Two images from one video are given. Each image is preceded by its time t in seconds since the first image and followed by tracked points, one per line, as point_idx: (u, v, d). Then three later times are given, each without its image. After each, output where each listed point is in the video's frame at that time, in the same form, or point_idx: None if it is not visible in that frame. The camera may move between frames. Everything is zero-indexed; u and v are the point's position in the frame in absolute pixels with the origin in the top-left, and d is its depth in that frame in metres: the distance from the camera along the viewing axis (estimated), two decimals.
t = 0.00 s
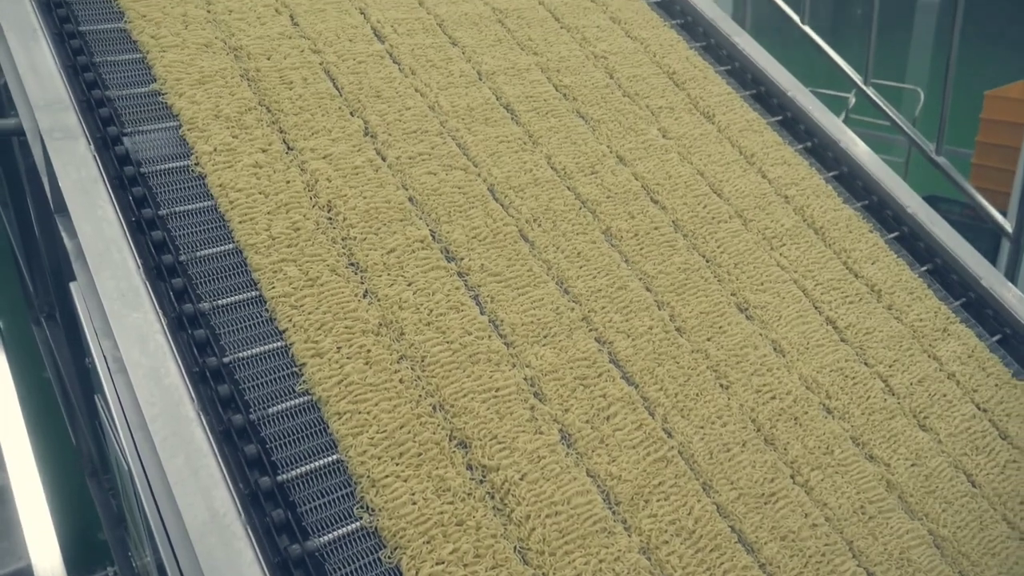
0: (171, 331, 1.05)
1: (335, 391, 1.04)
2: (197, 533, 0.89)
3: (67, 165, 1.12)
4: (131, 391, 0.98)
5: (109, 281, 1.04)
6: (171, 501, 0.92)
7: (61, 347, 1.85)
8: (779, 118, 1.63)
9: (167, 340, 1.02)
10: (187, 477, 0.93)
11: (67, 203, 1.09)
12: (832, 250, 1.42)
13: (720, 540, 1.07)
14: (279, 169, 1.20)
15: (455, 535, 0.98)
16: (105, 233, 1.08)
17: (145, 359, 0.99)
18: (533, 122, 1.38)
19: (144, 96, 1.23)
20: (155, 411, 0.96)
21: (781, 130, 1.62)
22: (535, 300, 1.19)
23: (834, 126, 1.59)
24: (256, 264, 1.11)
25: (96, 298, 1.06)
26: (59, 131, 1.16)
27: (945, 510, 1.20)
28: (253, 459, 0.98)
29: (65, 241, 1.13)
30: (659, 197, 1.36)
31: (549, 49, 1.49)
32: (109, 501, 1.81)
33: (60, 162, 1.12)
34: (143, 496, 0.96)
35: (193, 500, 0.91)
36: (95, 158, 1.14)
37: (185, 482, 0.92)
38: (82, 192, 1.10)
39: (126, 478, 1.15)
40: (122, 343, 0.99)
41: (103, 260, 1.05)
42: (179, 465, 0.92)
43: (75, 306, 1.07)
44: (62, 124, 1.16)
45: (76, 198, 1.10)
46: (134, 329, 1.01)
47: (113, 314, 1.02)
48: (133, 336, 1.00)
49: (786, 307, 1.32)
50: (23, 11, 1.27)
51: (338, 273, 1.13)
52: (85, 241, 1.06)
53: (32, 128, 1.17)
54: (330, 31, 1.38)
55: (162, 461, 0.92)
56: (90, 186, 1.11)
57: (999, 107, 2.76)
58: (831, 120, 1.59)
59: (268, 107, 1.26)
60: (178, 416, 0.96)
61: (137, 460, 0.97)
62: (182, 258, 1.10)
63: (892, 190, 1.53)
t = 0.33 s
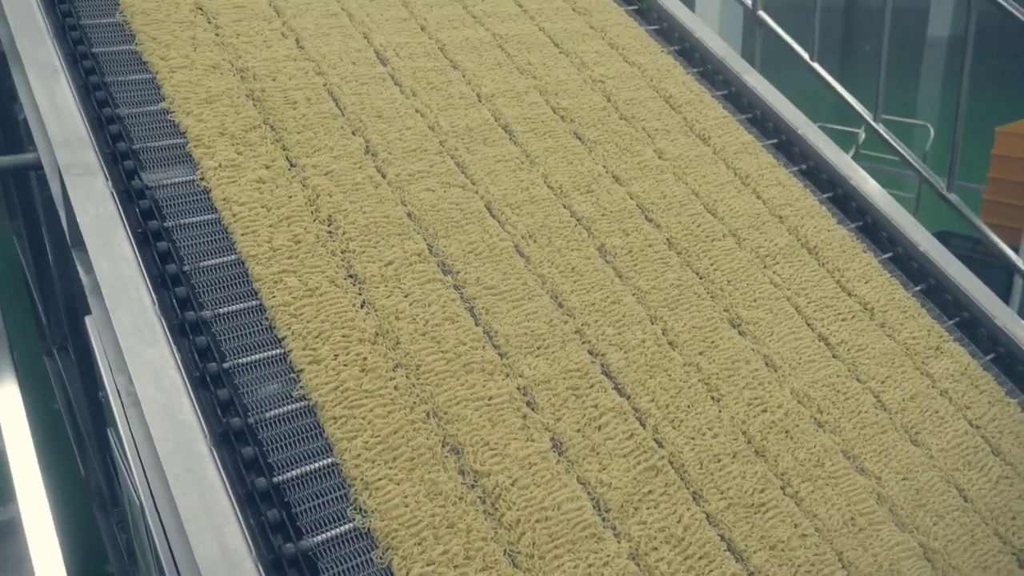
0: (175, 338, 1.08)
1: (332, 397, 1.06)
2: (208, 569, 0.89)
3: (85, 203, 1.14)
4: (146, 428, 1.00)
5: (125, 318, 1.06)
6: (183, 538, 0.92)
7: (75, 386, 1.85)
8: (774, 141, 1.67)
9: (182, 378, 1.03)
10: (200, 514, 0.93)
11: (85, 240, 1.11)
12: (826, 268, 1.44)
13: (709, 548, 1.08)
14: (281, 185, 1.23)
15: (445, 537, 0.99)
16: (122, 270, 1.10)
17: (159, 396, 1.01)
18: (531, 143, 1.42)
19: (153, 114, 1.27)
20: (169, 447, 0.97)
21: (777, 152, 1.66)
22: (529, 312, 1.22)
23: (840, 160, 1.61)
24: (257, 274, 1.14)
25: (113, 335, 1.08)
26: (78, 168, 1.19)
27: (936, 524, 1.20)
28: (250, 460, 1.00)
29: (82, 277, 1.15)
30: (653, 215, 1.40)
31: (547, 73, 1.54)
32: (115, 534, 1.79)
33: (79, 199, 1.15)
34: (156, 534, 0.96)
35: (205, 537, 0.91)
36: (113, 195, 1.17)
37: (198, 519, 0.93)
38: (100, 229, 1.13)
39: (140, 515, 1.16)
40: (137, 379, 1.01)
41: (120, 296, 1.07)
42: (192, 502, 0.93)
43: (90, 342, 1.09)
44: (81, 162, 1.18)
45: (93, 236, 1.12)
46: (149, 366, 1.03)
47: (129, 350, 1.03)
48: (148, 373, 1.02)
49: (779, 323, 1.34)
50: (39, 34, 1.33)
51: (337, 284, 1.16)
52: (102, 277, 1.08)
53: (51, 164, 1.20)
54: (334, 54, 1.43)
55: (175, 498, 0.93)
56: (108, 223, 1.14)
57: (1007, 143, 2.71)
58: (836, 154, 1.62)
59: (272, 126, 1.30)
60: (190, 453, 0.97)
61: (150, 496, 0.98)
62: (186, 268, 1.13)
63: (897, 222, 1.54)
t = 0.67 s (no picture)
0: (181, 341, 1.11)
1: (333, 398, 1.09)
2: None
3: (106, 233, 1.16)
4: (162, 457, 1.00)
5: (143, 346, 1.07)
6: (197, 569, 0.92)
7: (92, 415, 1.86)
8: (775, 160, 1.70)
9: (199, 408, 1.04)
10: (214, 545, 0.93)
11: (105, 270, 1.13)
12: (824, 284, 1.47)
13: (702, 552, 1.09)
14: (288, 197, 1.27)
15: (441, 536, 1.01)
16: (141, 299, 1.11)
17: (176, 425, 1.01)
18: (532, 159, 1.46)
19: (165, 128, 1.31)
20: (185, 477, 0.98)
21: (777, 171, 1.69)
22: (527, 321, 1.25)
23: (855, 196, 1.61)
24: (262, 280, 1.17)
25: (130, 364, 1.09)
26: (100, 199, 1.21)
27: (930, 534, 1.20)
28: (251, 457, 1.03)
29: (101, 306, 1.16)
30: (652, 230, 1.43)
31: (550, 93, 1.59)
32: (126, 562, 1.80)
33: (100, 229, 1.17)
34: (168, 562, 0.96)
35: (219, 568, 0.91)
36: (132, 225, 1.19)
37: (213, 550, 0.93)
38: (120, 259, 1.15)
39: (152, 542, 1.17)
40: (155, 408, 1.02)
41: (138, 325, 1.09)
42: (207, 533, 0.93)
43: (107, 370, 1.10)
44: (103, 193, 1.21)
45: (113, 265, 1.14)
46: (167, 395, 1.04)
47: (146, 379, 1.04)
48: (166, 402, 1.03)
49: (775, 336, 1.36)
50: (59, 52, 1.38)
51: (340, 291, 1.19)
52: (121, 306, 1.10)
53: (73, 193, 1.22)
54: (343, 73, 1.48)
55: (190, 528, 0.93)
56: (128, 253, 1.16)
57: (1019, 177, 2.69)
58: (855, 192, 1.62)
59: (281, 140, 1.34)
60: (206, 483, 0.97)
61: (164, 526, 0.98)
62: (194, 274, 1.17)
63: (910, 254, 1.55)
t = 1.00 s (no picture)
0: (188, 339, 1.14)
1: (334, 397, 1.11)
2: None
3: (125, 256, 1.17)
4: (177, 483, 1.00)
5: (160, 370, 1.07)
6: None
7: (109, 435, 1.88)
8: (775, 175, 1.73)
9: (214, 433, 1.04)
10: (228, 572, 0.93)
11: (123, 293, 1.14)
12: (822, 294, 1.49)
13: (695, 552, 1.11)
14: (295, 204, 1.31)
15: (437, 530, 1.03)
16: (159, 322, 1.12)
17: (191, 450, 1.01)
18: (535, 171, 1.49)
19: (177, 137, 1.35)
20: (199, 502, 0.98)
21: (777, 186, 1.72)
22: (527, 326, 1.27)
23: (869, 225, 1.62)
24: (268, 282, 1.20)
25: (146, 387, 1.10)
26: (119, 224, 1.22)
27: (924, 539, 1.21)
28: (254, 451, 1.05)
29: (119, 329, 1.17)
30: (652, 240, 1.46)
31: (555, 107, 1.62)
32: None
33: (118, 251, 1.18)
34: None
35: None
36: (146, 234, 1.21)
37: None
38: (138, 282, 1.15)
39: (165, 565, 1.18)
40: (170, 432, 1.02)
41: (155, 349, 1.09)
42: (220, 559, 0.93)
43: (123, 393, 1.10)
44: (122, 218, 1.21)
45: (130, 289, 1.14)
46: (182, 419, 1.04)
47: (162, 404, 1.05)
48: (181, 426, 1.03)
49: (772, 344, 1.38)
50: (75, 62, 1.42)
51: (344, 295, 1.22)
52: (138, 330, 1.11)
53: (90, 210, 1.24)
54: (352, 87, 1.52)
55: (203, 554, 0.93)
56: (146, 277, 1.17)
57: None
58: (872, 222, 1.62)
59: (290, 149, 1.38)
60: (221, 508, 0.97)
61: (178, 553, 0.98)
62: (202, 276, 1.20)
63: (921, 277, 1.56)
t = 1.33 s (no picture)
0: (190, 335, 1.17)
1: (331, 393, 1.14)
2: None
3: (137, 277, 1.19)
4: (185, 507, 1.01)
5: (170, 392, 1.08)
6: None
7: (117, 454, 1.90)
8: (773, 192, 1.76)
9: (222, 456, 1.04)
10: None
11: (135, 315, 1.15)
12: (815, 307, 1.52)
13: (682, 551, 1.12)
14: (298, 209, 1.34)
15: (427, 523, 1.05)
16: (170, 344, 1.13)
17: (199, 473, 1.02)
18: (535, 182, 1.53)
19: (186, 143, 1.40)
20: (206, 526, 0.98)
21: (774, 203, 1.75)
22: (522, 330, 1.30)
23: (880, 255, 1.63)
24: (269, 282, 1.24)
25: (156, 409, 1.10)
26: (133, 245, 1.23)
27: (910, 545, 1.23)
28: (251, 445, 1.08)
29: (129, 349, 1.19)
30: (648, 251, 1.48)
31: (556, 122, 1.66)
32: None
33: (131, 272, 1.19)
34: None
35: None
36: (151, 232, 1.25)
37: None
38: (150, 303, 1.17)
39: None
40: (178, 455, 1.03)
41: (165, 371, 1.10)
42: None
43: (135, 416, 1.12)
44: (136, 239, 1.23)
45: (142, 310, 1.16)
46: (190, 442, 1.04)
47: (171, 426, 1.05)
48: (189, 449, 1.04)
49: (764, 353, 1.41)
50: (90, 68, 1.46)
51: (344, 297, 1.25)
52: (150, 352, 1.12)
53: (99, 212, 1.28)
54: (357, 98, 1.56)
55: None
56: (158, 298, 1.18)
57: None
58: (884, 253, 1.63)
59: (295, 157, 1.42)
60: (228, 532, 0.97)
61: None
62: (205, 275, 1.23)
63: (923, 301, 1.57)
